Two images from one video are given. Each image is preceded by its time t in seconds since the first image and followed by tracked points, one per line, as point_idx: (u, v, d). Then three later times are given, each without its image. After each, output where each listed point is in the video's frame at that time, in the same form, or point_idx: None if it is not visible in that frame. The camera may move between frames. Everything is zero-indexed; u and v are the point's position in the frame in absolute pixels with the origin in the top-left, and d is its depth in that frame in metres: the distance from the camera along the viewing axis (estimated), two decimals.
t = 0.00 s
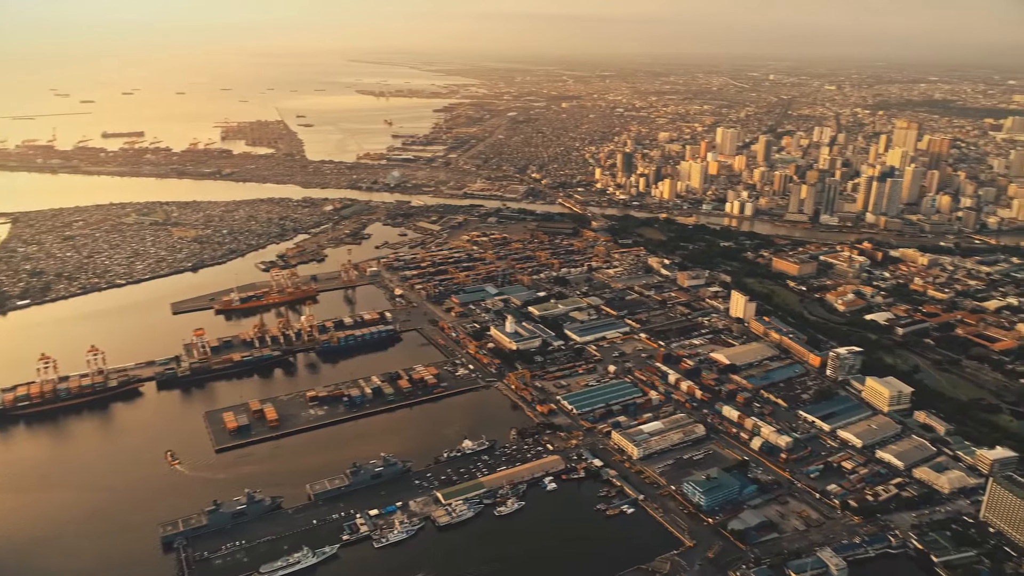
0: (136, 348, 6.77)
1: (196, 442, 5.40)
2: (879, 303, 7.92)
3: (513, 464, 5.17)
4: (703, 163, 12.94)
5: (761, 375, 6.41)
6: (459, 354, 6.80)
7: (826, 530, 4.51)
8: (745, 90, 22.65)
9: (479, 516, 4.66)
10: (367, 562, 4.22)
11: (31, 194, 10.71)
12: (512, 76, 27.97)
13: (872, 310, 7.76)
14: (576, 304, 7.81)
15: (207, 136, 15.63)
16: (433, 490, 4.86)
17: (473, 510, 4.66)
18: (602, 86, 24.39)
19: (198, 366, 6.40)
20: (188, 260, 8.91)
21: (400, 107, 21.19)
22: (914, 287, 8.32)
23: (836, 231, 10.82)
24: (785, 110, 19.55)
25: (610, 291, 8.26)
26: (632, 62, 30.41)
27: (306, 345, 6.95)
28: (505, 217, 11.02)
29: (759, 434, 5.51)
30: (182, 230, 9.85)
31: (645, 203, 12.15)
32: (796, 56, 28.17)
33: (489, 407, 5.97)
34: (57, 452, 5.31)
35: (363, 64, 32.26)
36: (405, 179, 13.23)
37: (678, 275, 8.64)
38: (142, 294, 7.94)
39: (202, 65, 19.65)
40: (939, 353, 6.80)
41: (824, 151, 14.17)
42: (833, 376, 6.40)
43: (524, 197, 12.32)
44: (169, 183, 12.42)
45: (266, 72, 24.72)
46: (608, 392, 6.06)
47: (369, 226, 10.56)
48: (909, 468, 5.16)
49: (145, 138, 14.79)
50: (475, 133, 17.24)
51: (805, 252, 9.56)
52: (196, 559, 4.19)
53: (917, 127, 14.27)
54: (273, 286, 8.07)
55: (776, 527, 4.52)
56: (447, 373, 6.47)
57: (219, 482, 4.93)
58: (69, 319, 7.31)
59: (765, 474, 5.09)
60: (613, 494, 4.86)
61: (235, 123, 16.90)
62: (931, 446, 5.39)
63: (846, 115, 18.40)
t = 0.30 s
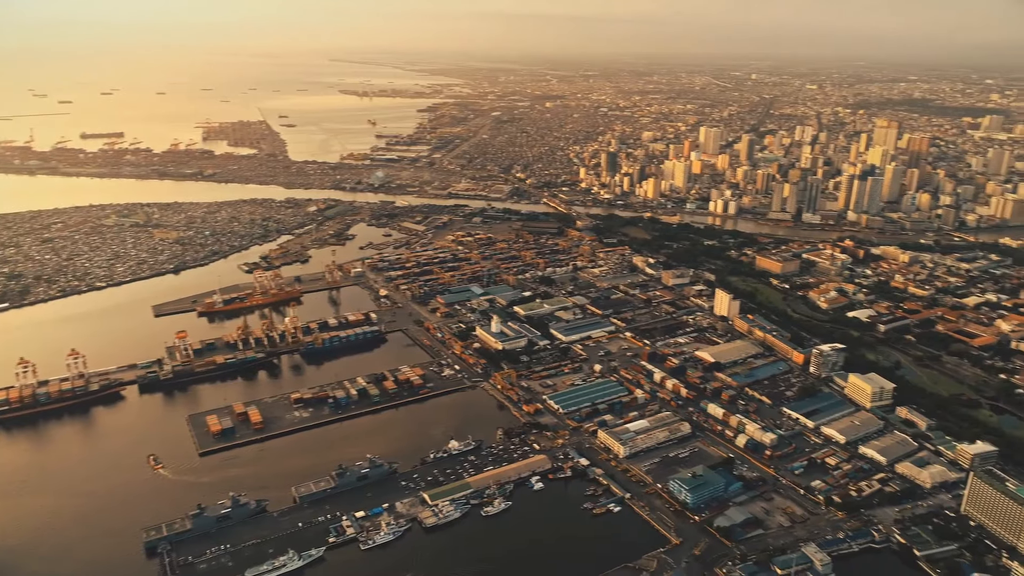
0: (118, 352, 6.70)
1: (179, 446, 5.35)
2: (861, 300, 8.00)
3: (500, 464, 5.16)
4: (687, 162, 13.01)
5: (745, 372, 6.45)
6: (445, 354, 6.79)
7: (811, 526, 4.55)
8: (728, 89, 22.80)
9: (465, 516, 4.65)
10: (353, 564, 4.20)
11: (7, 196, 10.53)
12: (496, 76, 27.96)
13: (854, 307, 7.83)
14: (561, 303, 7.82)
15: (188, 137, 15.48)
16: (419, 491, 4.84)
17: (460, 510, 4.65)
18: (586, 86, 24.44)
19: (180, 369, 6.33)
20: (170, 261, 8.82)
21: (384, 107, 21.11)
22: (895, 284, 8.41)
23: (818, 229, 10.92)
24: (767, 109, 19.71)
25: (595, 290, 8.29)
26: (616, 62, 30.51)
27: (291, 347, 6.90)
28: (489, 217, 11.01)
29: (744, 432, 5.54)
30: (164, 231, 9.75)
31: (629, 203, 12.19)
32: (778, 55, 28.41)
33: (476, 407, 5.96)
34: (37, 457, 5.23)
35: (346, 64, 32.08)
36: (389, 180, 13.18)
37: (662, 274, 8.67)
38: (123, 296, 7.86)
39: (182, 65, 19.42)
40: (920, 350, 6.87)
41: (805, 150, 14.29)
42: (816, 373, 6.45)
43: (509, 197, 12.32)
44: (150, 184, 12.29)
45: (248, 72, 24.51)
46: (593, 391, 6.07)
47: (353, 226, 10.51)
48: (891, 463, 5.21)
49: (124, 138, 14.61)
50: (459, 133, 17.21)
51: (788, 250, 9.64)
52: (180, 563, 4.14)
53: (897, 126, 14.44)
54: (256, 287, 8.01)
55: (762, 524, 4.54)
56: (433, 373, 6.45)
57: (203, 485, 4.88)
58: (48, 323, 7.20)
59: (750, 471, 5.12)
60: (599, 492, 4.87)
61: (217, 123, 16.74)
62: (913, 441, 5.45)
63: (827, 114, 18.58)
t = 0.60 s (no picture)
0: (98, 355, 6.61)
1: (163, 449, 5.29)
2: (843, 298, 8.08)
3: (486, 464, 5.15)
4: (671, 162, 13.07)
5: (730, 370, 6.48)
6: (430, 355, 6.77)
7: (796, 522, 4.58)
8: (710, 89, 22.94)
9: (452, 517, 4.64)
10: (339, 567, 4.17)
11: None
12: (480, 76, 27.94)
13: (836, 305, 7.90)
14: (547, 303, 7.83)
15: (169, 138, 15.33)
16: (406, 493, 4.82)
17: (447, 511, 4.64)
18: (569, 85, 24.49)
19: (163, 372, 6.26)
20: (151, 264, 8.73)
21: (368, 107, 21.03)
22: (877, 282, 8.50)
23: (800, 227, 11.01)
24: (749, 108, 19.84)
25: (580, 290, 8.30)
26: (599, 61, 30.62)
27: (275, 349, 6.85)
28: (474, 217, 10.99)
29: (729, 429, 5.57)
30: (145, 233, 9.64)
31: (614, 202, 12.23)
32: (759, 55, 28.63)
33: (462, 407, 5.95)
34: (17, 463, 5.15)
35: (328, 64, 31.90)
36: (373, 180, 13.12)
37: (647, 273, 8.70)
38: (104, 299, 7.76)
39: (163, 64, 19.21)
40: (901, 346, 6.95)
41: (788, 149, 14.41)
42: (800, 371, 6.50)
43: (494, 197, 12.31)
44: (130, 185, 12.16)
45: (229, 71, 24.30)
46: (579, 390, 6.08)
47: (337, 227, 10.46)
48: (874, 459, 5.26)
49: (104, 138, 14.44)
50: (444, 133, 17.17)
51: (772, 248, 9.71)
52: (163, 569, 4.10)
53: (877, 125, 14.60)
54: (239, 289, 7.94)
55: (747, 521, 4.57)
56: (419, 374, 6.42)
57: (187, 489, 4.83)
58: (27, 326, 7.10)
59: (735, 468, 5.14)
60: (586, 491, 4.88)
61: (198, 124, 16.58)
62: (895, 437, 5.51)
63: (809, 113, 18.74)
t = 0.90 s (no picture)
0: (80, 359, 6.53)
1: (146, 454, 5.24)
2: (825, 295, 8.15)
3: (473, 464, 5.14)
4: (654, 161, 13.13)
5: (715, 368, 6.52)
6: (416, 356, 6.75)
7: (781, 518, 4.62)
8: (693, 88, 23.07)
9: (439, 518, 4.63)
10: (325, 570, 4.15)
11: None
12: (464, 76, 27.90)
13: (819, 302, 7.97)
14: (532, 302, 7.83)
15: (150, 138, 15.16)
16: (392, 494, 4.81)
17: (433, 512, 4.63)
18: (553, 85, 24.53)
19: (145, 375, 6.20)
20: (132, 266, 8.64)
21: (351, 107, 20.94)
22: (858, 279, 8.59)
23: (783, 226, 11.10)
24: (732, 108, 19.97)
25: (566, 289, 8.31)
26: (583, 61, 30.68)
27: (259, 351, 6.80)
28: (459, 217, 10.98)
29: (714, 426, 5.61)
30: (126, 235, 9.54)
31: (598, 201, 12.26)
32: (741, 55, 28.83)
33: (447, 408, 5.94)
34: None
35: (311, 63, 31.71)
36: (357, 180, 13.07)
37: (632, 272, 8.74)
38: (85, 302, 7.67)
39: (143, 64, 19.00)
40: (883, 342, 7.03)
41: (770, 148, 14.52)
42: (784, 368, 6.56)
43: (478, 197, 12.30)
44: (110, 186, 12.03)
45: (210, 71, 24.08)
46: (565, 389, 6.08)
47: (321, 228, 10.40)
48: (857, 454, 5.31)
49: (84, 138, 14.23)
50: (427, 133, 17.13)
51: (755, 246, 9.78)
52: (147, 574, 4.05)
53: (858, 124, 14.76)
54: (222, 291, 7.87)
55: (732, 517, 4.60)
56: (404, 375, 6.40)
57: (171, 493, 4.79)
58: (6, 330, 6.99)
59: (721, 465, 5.18)
60: (573, 490, 4.89)
61: (179, 124, 16.43)
62: (877, 432, 5.56)
63: (791, 111, 18.90)
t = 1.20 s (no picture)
0: (61, 363, 6.45)
1: (129, 458, 5.18)
2: (808, 293, 8.22)
3: (460, 465, 5.14)
4: (638, 161, 13.19)
5: (699, 366, 6.56)
6: (402, 356, 6.73)
7: (766, 514, 4.65)
8: (677, 88, 23.20)
9: (426, 519, 4.62)
10: (312, 573, 4.12)
11: None
12: (448, 76, 27.87)
13: (802, 300, 8.04)
14: (517, 302, 7.84)
15: (131, 139, 15.00)
16: (379, 495, 4.79)
17: (420, 513, 4.62)
18: (537, 85, 24.57)
19: (128, 379, 6.13)
20: (113, 268, 8.54)
21: (335, 107, 20.84)
22: (841, 277, 8.67)
23: (766, 224, 11.18)
24: (715, 107, 20.10)
25: (551, 288, 8.33)
26: (567, 61, 30.76)
27: (243, 353, 6.75)
28: (444, 218, 10.96)
29: (700, 424, 5.64)
30: (106, 237, 9.43)
31: (583, 201, 12.30)
32: (723, 55, 29.04)
33: (434, 408, 5.93)
34: None
35: (293, 64, 31.51)
36: (341, 181, 13.01)
37: (617, 271, 8.77)
38: (66, 305, 7.58)
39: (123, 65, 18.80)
40: (865, 339, 7.10)
41: (752, 147, 14.63)
42: (768, 365, 6.61)
43: (463, 197, 12.29)
44: (90, 188, 11.89)
45: (192, 70, 23.86)
46: (551, 389, 6.09)
47: (305, 229, 10.35)
48: (841, 450, 5.36)
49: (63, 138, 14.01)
50: (411, 133, 17.09)
51: (739, 245, 9.85)
52: None
53: (839, 123, 14.90)
54: (205, 293, 7.81)
55: (718, 514, 4.62)
56: (390, 376, 6.38)
57: (155, 498, 4.74)
58: None
59: (706, 462, 5.20)
60: (560, 489, 4.89)
61: (160, 125, 16.29)
62: (860, 428, 5.62)
63: (773, 110, 19.05)
